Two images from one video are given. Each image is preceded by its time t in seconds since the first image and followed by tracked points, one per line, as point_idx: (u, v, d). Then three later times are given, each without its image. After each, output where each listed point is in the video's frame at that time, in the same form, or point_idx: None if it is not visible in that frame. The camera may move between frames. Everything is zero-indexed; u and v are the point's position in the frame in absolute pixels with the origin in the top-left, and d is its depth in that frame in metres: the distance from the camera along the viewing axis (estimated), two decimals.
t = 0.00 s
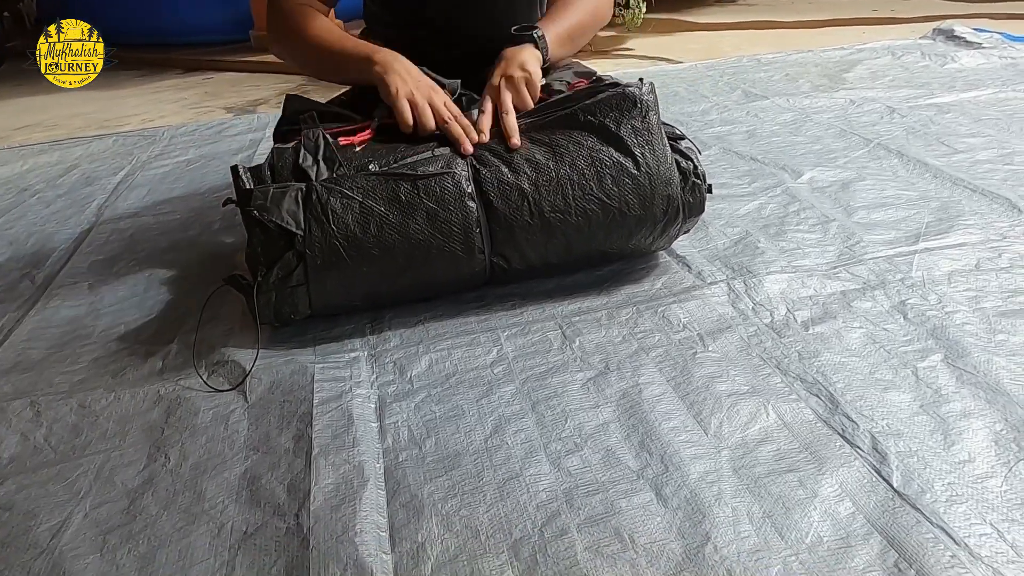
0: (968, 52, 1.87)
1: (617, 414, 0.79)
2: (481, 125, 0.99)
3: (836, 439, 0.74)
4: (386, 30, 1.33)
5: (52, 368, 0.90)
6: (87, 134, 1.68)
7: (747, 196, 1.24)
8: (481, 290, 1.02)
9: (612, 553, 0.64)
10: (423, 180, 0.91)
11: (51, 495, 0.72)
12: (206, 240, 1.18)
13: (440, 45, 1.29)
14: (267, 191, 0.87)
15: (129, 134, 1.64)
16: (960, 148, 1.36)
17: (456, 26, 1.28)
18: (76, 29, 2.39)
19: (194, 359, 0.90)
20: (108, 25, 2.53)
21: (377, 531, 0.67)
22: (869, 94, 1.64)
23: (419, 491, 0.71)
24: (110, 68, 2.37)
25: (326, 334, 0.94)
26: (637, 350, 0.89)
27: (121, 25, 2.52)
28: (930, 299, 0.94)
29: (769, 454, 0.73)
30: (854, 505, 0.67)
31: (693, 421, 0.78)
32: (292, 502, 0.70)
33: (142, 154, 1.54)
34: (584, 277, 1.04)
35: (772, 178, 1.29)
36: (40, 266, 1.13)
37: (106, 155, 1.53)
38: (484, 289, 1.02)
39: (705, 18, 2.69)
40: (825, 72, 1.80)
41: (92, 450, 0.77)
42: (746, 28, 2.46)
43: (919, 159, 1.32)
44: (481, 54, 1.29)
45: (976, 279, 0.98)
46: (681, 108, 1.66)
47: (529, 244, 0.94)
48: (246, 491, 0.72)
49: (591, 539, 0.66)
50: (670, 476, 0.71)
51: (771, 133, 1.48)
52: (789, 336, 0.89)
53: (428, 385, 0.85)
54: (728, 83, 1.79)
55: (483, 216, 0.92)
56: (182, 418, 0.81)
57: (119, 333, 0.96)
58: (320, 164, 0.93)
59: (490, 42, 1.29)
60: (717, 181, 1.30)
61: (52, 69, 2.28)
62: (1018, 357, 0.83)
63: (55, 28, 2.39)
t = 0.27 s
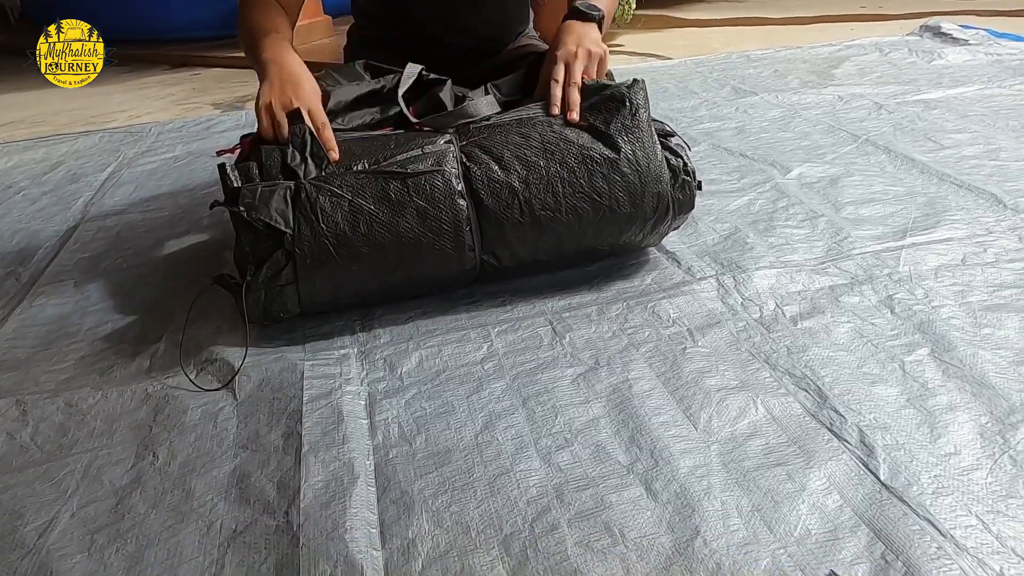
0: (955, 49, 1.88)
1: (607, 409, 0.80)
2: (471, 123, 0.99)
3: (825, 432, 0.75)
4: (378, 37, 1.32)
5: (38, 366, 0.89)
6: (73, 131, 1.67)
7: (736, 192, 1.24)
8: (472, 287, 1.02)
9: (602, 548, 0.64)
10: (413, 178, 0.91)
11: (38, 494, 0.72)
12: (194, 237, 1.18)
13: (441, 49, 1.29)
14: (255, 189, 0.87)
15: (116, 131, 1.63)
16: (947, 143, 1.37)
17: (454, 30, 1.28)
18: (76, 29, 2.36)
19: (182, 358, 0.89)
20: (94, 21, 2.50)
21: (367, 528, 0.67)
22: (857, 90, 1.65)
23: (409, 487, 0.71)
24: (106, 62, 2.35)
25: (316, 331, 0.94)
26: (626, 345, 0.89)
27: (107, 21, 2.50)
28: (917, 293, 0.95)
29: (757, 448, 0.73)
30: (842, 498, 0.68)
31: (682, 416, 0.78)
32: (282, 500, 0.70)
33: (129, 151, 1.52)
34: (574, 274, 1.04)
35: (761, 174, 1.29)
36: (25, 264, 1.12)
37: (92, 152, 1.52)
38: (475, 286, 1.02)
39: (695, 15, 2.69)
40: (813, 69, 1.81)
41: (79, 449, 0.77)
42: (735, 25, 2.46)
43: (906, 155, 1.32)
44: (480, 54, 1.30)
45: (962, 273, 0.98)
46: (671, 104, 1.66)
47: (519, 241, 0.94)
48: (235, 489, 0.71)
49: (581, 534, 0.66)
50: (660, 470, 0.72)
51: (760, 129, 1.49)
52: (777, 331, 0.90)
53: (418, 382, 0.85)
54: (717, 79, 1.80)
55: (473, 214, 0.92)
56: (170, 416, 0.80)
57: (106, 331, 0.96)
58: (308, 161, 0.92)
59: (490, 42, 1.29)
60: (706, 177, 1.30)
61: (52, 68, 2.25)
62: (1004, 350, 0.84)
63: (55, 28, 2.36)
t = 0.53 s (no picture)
0: (952, 47, 1.88)
1: (606, 407, 0.80)
2: (470, 123, 0.99)
3: (823, 430, 0.75)
4: (377, 47, 1.31)
5: (37, 367, 0.89)
6: (71, 131, 1.67)
7: (734, 190, 1.24)
8: (470, 287, 1.02)
9: (601, 545, 0.64)
10: (412, 178, 0.91)
11: (37, 494, 0.72)
12: (193, 237, 1.18)
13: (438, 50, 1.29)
14: (254, 190, 0.87)
15: (113, 132, 1.63)
16: (944, 141, 1.37)
17: (452, 28, 1.28)
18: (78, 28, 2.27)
19: (181, 357, 0.89)
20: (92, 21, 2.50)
21: (366, 527, 0.67)
22: (855, 89, 1.65)
23: (409, 486, 0.71)
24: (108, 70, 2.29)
25: (315, 331, 0.94)
26: (625, 344, 0.89)
27: (104, 21, 2.49)
28: (915, 290, 0.95)
29: (756, 446, 0.74)
30: (841, 495, 0.68)
31: (681, 413, 0.78)
32: (281, 499, 0.70)
33: (127, 151, 1.52)
34: (573, 273, 1.04)
35: (759, 173, 1.30)
36: (24, 265, 1.12)
37: (90, 153, 1.52)
38: (473, 286, 1.02)
39: (693, 13, 2.70)
40: (811, 67, 1.81)
41: (78, 449, 0.77)
42: (733, 24, 2.46)
43: (904, 153, 1.33)
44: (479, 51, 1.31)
45: (960, 271, 0.99)
46: (669, 103, 1.66)
47: (518, 242, 0.94)
48: (234, 488, 0.71)
49: (580, 531, 0.66)
50: (658, 468, 0.72)
51: (758, 127, 1.49)
52: (776, 329, 0.90)
53: (417, 380, 0.85)
54: (715, 78, 1.80)
55: (472, 214, 0.92)
56: (169, 416, 0.80)
57: (105, 331, 0.96)
58: (307, 161, 0.93)
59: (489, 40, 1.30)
60: (704, 176, 1.30)
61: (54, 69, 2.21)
62: (1001, 347, 0.84)
63: (58, 30, 2.28)
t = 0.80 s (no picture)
0: (970, 43, 1.86)
1: (617, 404, 0.79)
2: (482, 118, 0.99)
3: (836, 429, 0.74)
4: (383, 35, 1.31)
5: (51, 358, 0.90)
6: (85, 125, 1.68)
7: (748, 187, 1.23)
8: (481, 282, 1.02)
9: (612, 543, 0.64)
10: (424, 172, 0.91)
11: (51, 484, 0.72)
12: (206, 231, 1.18)
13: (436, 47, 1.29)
14: (266, 183, 0.87)
15: (127, 125, 1.63)
16: (962, 138, 1.35)
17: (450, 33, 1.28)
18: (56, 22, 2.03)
19: (193, 350, 0.90)
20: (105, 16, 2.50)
21: (377, 521, 0.67)
22: (871, 85, 1.64)
23: (419, 481, 0.71)
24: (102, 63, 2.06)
25: (326, 324, 0.94)
26: (636, 340, 0.89)
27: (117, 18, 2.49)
28: (931, 289, 0.94)
29: (769, 444, 0.73)
30: (854, 495, 0.67)
31: (693, 411, 0.78)
32: (292, 491, 0.70)
33: (141, 145, 1.53)
34: (585, 269, 1.04)
35: (773, 169, 1.29)
36: (38, 257, 1.13)
37: (104, 146, 1.52)
38: (484, 281, 1.02)
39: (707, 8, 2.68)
40: (826, 63, 1.80)
41: (91, 440, 0.77)
42: (747, 19, 2.44)
43: (920, 150, 1.31)
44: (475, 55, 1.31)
45: (977, 269, 0.98)
46: (682, 99, 1.65)
47: (529, 237, 0.94)
48: (246, 480, 0.72)
49: (590, 528, 0.66)
50: (670, 466, 0.71)
51: (772, 124, 1.48)
52: (789, 327, 0.89)
53: (427, 375, 0.85)
54: (729, 74, 1.78)
55: (483, 209, 0.92)
56: (181, 408, 0.81)
57: (118, 324, 0.96)
58: (319, 155, 0.93)
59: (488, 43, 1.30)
60: (717, 172, 1.29)
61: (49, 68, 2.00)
62: (1018, 348, 0.83)
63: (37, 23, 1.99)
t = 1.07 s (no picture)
0: (986, 36, 1.83)
1: (623, 395, 0.79)
2: (492, 106, 0.99)
3: (844, 423, 0.74)
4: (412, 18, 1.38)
5: (59, 340, 0.90)
6: (93, 108, 1.67)
7: (758, 178, 1.23)
8: (489, 271, 1.01)
9: (617, 533, 0.64)
10: (432, 159, 0.90)
11: (59, 466, 0.73)
12: (214, 215, 1.18)
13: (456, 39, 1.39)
14: (275, 167, 0.88)
15: (136, 109, 1.63)
16: (976, 132, 1.34)
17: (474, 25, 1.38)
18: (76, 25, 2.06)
19: (200, 334, 0.90)
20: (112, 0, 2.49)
21: (382, 507, 0.67)
22: (884, 77, 1.62)
23: (424, 468, 0.71)
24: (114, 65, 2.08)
25: (333, 311, 0.94)
26: (644, 331, 0.89)
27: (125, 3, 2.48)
28: (942, 284, 0.93)
29: (775, 438, 0.73)
30: (861, 490, 0.67)
31: (700, 403, 0.77)
32: (298, 477, 0.70)
33: (149, 129, 1.53)
34: (593, 259, 1.03)
35: (784, 161, 1.28)
36: (47, 239, 1.13)
37: (112, 130, 1.52)
38: (491, 270, 1.01)
39: None
40: (839, 54, 1.78)
41: (99, 423, 0.78)
42: (760, 8, 2.42)
43: (933, 144, 1.30)
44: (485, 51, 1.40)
45: (989, 265, 0.97)
46: (692, 89, 1.64)
47: (538, 225, 0.94)
48: (252, 465, 0.72)
49: (596, 519, 0.66)
50: (676, 457, 0.71)
51: (784, 115, 1.46)
52: (798, 320, 0.89)
53: (434, 363, 0.85)
54: (741, 64, 1.77)
55: (492, 197, 0.91)
56: (188, 392, 0.81)
57: (126, 307, 0.96)
58: (328, 140, 0.93)
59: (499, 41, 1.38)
60: (728, 163, 1.28)
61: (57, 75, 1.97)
62: None
63: (55, 28, 2.05)
